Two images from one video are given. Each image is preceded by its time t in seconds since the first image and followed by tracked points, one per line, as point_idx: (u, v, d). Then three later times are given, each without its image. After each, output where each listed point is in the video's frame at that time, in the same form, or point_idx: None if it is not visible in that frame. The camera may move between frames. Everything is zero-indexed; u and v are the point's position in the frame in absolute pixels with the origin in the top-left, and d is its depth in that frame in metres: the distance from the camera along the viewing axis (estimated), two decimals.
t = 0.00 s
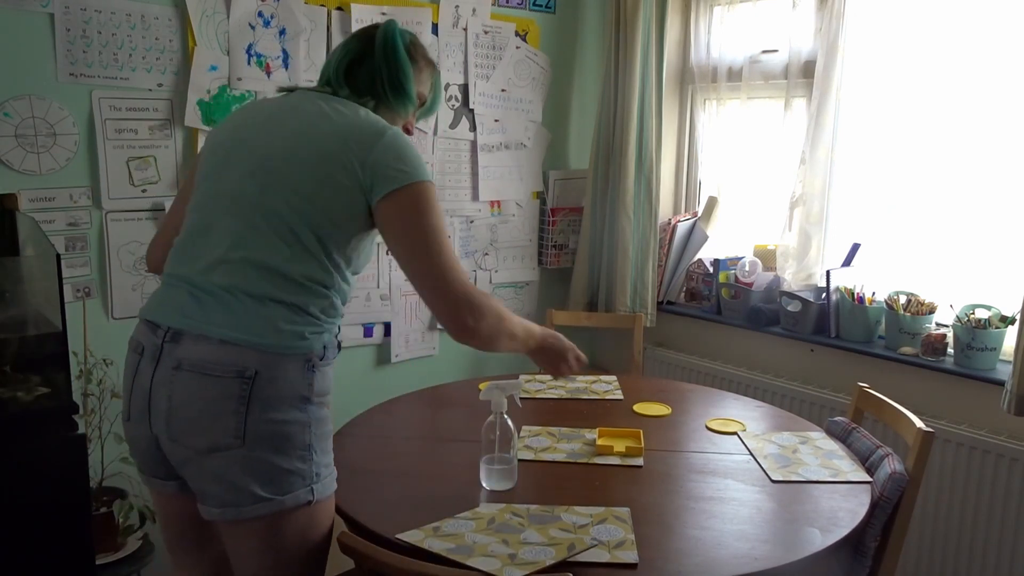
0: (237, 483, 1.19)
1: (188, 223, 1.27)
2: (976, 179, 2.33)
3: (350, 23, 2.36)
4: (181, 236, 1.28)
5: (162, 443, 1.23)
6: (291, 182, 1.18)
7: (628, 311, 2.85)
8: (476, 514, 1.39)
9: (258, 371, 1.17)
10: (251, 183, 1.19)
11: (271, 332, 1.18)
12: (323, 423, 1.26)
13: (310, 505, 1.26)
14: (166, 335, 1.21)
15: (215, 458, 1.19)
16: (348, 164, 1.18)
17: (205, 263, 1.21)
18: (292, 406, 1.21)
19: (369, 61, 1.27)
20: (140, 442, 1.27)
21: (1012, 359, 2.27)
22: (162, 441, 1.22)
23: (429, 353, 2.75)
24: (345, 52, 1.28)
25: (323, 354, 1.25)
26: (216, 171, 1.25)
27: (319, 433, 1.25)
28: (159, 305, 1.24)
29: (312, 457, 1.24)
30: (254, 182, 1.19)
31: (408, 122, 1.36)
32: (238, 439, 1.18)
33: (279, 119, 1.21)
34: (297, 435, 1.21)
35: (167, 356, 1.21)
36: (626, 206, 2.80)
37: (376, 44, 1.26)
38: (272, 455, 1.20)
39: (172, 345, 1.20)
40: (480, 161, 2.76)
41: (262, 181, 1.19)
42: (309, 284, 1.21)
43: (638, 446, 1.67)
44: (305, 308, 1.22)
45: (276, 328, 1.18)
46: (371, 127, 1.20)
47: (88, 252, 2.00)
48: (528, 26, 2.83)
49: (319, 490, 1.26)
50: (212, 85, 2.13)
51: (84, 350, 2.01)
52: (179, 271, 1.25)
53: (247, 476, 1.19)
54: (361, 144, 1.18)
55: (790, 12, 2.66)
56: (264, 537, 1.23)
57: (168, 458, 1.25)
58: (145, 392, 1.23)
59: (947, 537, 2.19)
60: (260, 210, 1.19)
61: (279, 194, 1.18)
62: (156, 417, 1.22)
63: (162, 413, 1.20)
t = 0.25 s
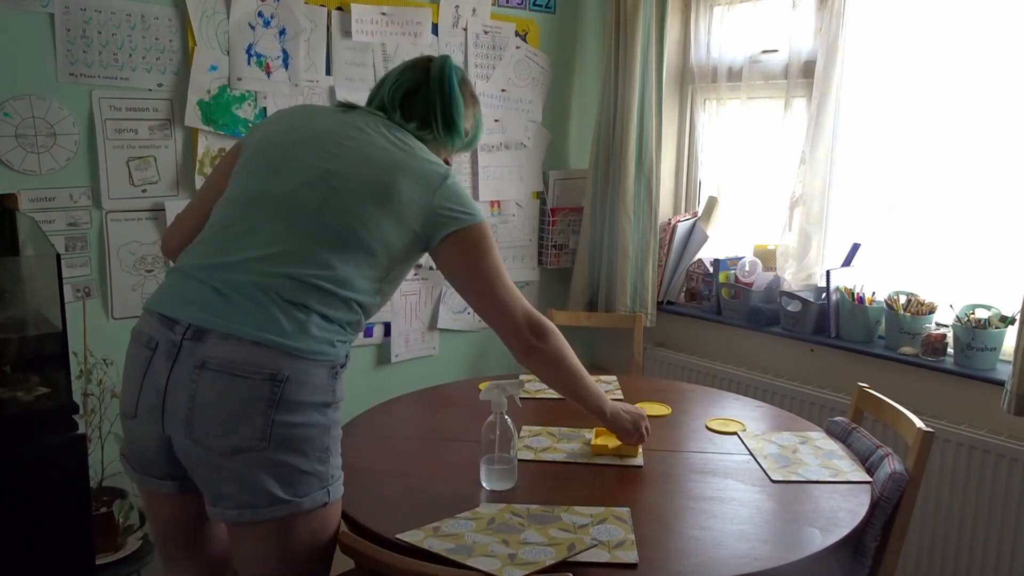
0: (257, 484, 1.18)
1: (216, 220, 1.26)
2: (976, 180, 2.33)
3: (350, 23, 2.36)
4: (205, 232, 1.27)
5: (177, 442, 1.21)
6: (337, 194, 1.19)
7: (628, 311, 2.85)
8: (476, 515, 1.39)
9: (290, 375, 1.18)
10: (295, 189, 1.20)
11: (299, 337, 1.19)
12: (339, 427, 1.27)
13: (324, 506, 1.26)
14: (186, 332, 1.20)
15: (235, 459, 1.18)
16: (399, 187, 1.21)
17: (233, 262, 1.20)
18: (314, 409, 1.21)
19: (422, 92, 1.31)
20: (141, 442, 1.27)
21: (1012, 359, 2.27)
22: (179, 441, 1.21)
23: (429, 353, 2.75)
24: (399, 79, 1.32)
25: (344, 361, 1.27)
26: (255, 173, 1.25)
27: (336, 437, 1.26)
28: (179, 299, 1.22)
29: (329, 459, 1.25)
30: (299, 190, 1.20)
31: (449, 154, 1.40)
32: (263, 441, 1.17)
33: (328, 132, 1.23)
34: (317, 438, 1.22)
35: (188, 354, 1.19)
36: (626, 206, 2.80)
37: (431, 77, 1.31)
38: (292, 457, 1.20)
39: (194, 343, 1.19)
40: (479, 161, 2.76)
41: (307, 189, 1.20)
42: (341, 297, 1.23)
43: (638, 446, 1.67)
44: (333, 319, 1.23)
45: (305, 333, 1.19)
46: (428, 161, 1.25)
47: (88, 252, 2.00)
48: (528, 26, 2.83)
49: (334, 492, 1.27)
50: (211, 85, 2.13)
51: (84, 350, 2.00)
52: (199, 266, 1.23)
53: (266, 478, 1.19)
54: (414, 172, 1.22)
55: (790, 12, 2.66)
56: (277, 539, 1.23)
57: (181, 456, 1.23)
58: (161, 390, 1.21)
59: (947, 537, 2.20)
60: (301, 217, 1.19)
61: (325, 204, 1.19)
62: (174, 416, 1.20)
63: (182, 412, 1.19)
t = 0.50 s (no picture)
0: (259, 488, 1.18)
1: (209, 222, 1.26)
2: (976, 180, 2.33)
3: (350, 23, 2.36)
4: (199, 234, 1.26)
5: (177, 447, 1.21)
6: (326, 192, 1.17)
7: (627, 311, 2.85)
8: (475, 515, 1.38)
9: (288, 377, 1.17)
10: (284, 189, 1.18)
11: (298, 339, 1.18)
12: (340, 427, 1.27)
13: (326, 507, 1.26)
14: (183, 336, 1.19)
15: (235, 463, 1.17)
16: (389, 178, 1.18)
17: (229, 265, 1.20)
18: (314, 410, 1.20)
19: (416, 84, 1.29)
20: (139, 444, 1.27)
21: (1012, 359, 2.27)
22: (179, 445, 1.20)
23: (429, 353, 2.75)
24: (393, 64, 1.28)
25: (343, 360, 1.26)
26: (245, 172, 1.23)
27: (337, 437, 1.26)
28: (174, 304, 1.21)
29: (331, 460, 1.24)
30: (289, 190, 1.18)
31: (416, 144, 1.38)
32: (263, 444, 1.17)
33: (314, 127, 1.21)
34: (318, 439, 1.21)
35: (186, 359, 1.18)
36: (626, 206, 2.80)
37: (428, 71, 1.28)
38: (294, 459, 1.19)
39: (191, 347, 1.18)
40: (479, 161, 2.76)
41: (296, 188, 1.18)
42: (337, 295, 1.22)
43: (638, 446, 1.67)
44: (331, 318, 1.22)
45: (304, 335, 1.18)
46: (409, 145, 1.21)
47: (88, 252, 2.00)
48: (528, 26, 2.83)
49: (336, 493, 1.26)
50: (212, 85, 2.13)
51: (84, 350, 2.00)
52: (194, 268, 1.23)
53: (269, 481, 1.19)
54: (399, 162, 1.18)
55: (790, 12, 2.66)
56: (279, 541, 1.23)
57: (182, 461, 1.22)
58: (159, 395, 1.21)
59: (947, 537, 2.20)
60: (292, 217, 1.18)
61: (314, 201, 1.18)
62: (174, 420, 1.19)
63: (181, 417, 1.18)
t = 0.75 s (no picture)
0: (229, 488, 1.21)
1: (149, 227, 1.26)
2: (976, 180, 2.33)
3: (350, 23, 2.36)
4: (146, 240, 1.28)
5: (148, 452, 1.23)
6: (253, 183, 1.18)
7: (627, 311, 2.85)
8: (474, 515, 1.39)
9: (242, 378, 1.19)
10: (215, 186, 1.19)
11: (250, 339, 1.20)
12: (308, 422, 1.28)
13: (301, 504, 1.28)
14: (145, 344, 1.22)
15: (202, 465, 1.20)
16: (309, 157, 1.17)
17: (180, 270, 1.22)
18: (279, 407, 1.22)
19: (343, 52, 1.28)
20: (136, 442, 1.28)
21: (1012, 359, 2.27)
22: (149, 450, 1.23)
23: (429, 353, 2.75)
24: (319, 35, 1.28)
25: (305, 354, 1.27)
26: (174, 172, 1.23)
27: (306, 433, 1.27)
28: (135, 314, 1.24)
29: (301, 457, 1.27)
30: (221, 187, 1.19)
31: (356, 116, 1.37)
32: (227, 445, 1.19)
33: (232, 118, 1.20)
34: (285, 436, 1.23)
35: (149, 366, 1.21)
36: (626, 206, 2.80)
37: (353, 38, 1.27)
38: (261, 457, 1.22)
39: (152, 354, 1.21)
40: (479, 161, 2.76)
41: (224, 185, 1.19)
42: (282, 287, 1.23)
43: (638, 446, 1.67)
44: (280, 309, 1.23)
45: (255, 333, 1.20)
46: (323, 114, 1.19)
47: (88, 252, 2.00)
48: (528, 26, 2.83)
49: (309, 488, 1.29)
50: (212, 85, 2.13)
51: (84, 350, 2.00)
52: (150, 277, 1.26)
53: (240, 481, 1.21)
54: (317, 137, 1.17)
55: (790, 12, 2.66)
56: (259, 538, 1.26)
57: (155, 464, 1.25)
58: (127, 402, 1.23)
59: (947, 537, 2.20)
60: (225, 213, 1.19)
61: (243, 193, 1.18)
62: (142, 426, 1.22)
63: (146, 423, 1.21)
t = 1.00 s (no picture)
0: (195, 487, 1.22)
1: (124, 226, 1.29)
2: (975, 179, 2.33)
3: (350, 23, 2.36)
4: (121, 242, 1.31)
5: (120, 449, 1.26)
6: (217, 177, 1.20)
7: (628, 311, 2.85)
8: (473, 514, 1.39)
9: (205, 375, 1.20)
10: (181, 182, 1.22)
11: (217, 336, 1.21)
12: (278, 422, 1.28)
13: (270, 505, 1.28)
14: (117, 341, 1.25)
15: (168, 462, 1.22)
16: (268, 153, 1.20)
17: (151, 270, 1.24)
18: (244, 406, 1.23)
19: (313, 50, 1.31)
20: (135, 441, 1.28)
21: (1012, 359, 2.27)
22: (119, 446, 1.26)
23: (429, 353, 2.75)
24: (288, 34, 1.30)
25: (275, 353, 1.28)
26: (144, 173, 1.26)
27: (275, 433, 1.27)
28: (111, 314, 1.27)
29: (270, 457, 1.26)
30: (187, 183, 1.21)
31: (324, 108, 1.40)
32: (191, 443, 1.20)
33: (197, 116, 1.24)
34: (251, 436, 1.23)
35: (119, 363, 1.24)
36: (626, 206, 2.80)
37: (322, 35, 1.30)
38: (225, 456, 1.22)
39: (123, 351, 1.24)
40: (480, 161, 2.76)
41: (190, 180, 1.21)
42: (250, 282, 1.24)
43: (638, 446, 1.67)
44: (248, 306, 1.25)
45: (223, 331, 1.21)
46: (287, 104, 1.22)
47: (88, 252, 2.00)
48: (528, 26, 2.83)
49: (279, 489, 1.28)
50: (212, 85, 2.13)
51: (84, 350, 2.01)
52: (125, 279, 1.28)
53: (205, 479, 1.22)
54: (280, 130, 1.20)
55: (790, 12, 2.66)
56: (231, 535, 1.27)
57: (126, 461, 1.27)
58: (100, 399, 1.26)
59: (946, 537, 2.20)
60: (191, 209, 1.21)
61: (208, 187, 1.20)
62: (112, 421, 1.25)
63: (116, 419, 1.23)
